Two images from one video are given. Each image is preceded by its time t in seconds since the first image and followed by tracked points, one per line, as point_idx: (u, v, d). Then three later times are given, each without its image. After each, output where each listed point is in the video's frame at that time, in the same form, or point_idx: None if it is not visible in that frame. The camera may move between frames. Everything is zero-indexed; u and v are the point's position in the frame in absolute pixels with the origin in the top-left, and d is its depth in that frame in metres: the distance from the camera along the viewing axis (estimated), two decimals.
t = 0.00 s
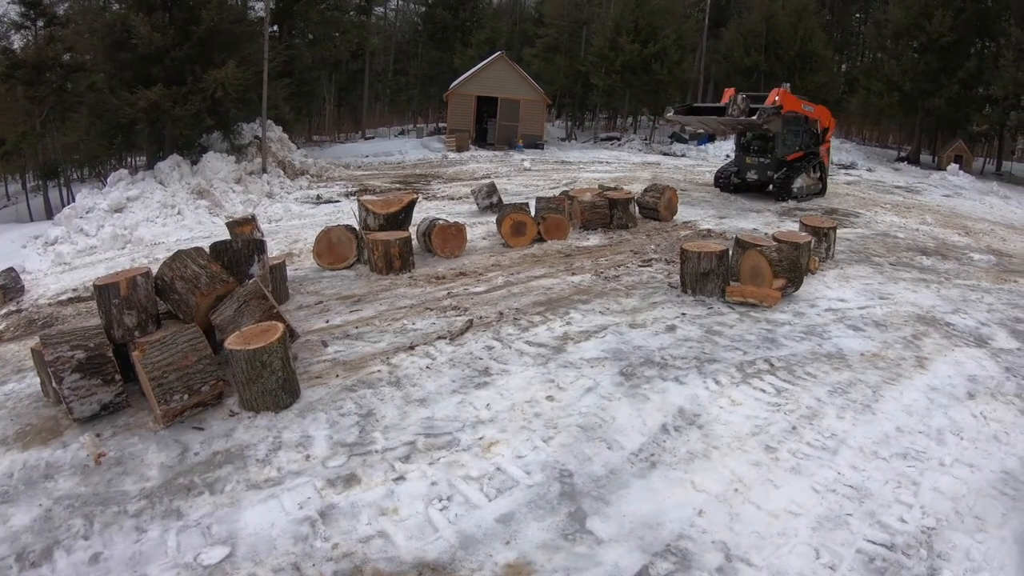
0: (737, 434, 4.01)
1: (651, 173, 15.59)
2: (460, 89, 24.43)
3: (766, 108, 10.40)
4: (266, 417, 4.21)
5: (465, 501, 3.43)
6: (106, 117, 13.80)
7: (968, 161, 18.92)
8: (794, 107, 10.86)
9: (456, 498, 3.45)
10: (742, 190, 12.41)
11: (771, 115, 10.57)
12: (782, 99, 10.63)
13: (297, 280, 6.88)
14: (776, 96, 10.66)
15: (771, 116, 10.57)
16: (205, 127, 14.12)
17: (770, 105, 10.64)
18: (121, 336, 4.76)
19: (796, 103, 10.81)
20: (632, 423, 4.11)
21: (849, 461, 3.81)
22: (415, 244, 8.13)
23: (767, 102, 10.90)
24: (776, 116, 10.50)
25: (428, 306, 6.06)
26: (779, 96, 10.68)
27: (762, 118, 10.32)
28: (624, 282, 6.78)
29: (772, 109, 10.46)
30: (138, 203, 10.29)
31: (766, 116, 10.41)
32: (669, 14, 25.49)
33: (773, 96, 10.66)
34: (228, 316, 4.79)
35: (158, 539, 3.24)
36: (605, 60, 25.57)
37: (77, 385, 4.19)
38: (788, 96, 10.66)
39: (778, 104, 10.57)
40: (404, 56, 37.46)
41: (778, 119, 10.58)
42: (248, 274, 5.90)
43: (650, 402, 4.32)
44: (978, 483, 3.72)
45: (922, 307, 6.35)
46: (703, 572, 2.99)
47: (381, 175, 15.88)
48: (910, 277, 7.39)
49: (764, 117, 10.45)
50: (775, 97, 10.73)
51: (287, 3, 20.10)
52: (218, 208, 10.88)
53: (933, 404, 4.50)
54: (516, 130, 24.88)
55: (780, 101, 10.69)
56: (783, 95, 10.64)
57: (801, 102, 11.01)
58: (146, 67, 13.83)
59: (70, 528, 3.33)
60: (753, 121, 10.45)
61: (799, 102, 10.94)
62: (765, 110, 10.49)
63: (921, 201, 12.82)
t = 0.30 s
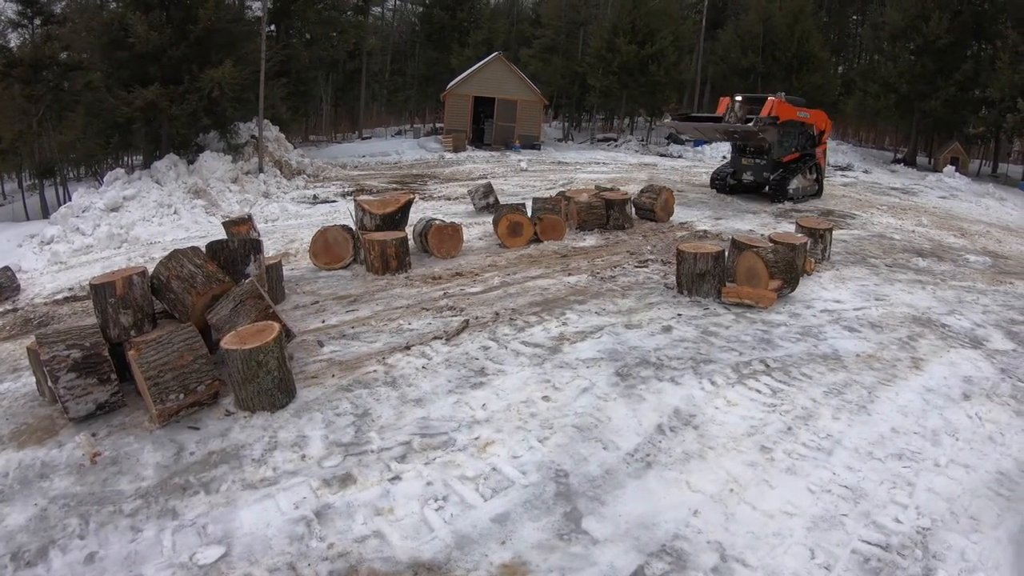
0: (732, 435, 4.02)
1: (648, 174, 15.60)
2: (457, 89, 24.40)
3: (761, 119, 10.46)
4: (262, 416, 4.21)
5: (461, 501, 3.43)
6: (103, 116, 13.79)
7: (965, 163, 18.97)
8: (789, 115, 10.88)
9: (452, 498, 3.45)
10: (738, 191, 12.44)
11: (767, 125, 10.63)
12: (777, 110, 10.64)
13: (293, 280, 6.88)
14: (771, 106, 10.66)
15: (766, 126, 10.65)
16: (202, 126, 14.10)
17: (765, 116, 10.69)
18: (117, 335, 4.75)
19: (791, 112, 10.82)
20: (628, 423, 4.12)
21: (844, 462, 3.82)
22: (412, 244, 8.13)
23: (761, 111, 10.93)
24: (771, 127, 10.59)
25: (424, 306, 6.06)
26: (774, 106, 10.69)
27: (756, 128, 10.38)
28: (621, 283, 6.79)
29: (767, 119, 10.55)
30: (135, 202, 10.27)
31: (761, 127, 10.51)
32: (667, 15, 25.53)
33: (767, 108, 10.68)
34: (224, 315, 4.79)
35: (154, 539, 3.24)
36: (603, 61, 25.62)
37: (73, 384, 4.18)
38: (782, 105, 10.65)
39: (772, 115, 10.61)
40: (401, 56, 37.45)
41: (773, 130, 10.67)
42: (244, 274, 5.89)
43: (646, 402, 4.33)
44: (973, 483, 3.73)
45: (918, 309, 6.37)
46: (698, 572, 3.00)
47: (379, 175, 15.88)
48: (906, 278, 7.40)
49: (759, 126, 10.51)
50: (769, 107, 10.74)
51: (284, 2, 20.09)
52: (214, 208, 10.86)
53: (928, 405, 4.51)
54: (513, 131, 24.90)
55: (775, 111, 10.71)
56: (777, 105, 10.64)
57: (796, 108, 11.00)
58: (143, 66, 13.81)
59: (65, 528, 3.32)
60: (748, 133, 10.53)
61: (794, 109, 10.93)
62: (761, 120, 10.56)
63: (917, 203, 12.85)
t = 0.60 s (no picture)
0: (730, 435, 4.02)
1: (646, 174, 15.61)
2: (455, 89, 24.37)
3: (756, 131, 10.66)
4: (260, 417, 4.20)
5: (459, 501, 3.44)
6: (100, 116, 13.74)
7: (962, 163, 19.01)
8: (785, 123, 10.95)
9: (449, 498, 3.45)
10: (735, 190, 12.43)
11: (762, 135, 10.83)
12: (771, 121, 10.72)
13: (290, 280, 6.87)
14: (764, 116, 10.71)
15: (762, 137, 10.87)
16: (199, 126, 14.08)
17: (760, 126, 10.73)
18: (114, 335, 4.74)
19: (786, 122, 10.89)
20: (626, 423, 4.12)
21: (841, 462, 3.83)
22: (409, 244, 8.13)
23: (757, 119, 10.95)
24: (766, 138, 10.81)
25: (421, 306, 6.06)
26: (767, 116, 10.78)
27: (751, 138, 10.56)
28: (618, 283, 6.79)
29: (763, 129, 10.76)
30: (133, 202, 10.27)
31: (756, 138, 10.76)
32: (664, 15, 25.55)
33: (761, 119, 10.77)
34: (221, 315, 4.78)
35: (151, 540, 3.23)
36: (600, 61, 25.65)
37: (69, 385, 4.17)
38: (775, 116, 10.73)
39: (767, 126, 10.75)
40: (398, 56, 37.39)
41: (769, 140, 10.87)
42: (241, 274, 5.88)
43: (643, 403, 4.33)
44: (970, 483, 3.74)
45: (915, 309, 6.39)
46: (696, 572, 3.00)
47: (376, 175, 15.87)
48: (903, 278, 7.42)
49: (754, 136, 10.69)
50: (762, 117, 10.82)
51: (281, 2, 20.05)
52: (211, 208, 10.85)
53: (925, 405, 4.52)
54: (510, 131, 24.91)
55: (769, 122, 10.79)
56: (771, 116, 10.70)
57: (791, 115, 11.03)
58: (140, 65, 13.80)
59: (62, 528, 3.32)
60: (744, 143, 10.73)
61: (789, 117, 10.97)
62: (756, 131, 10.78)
63: (914, 203, 12.89)
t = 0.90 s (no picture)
0: (729, 435, 4.02)
1: (644, 173, 15.61)
2: (453, 89, 24.35)
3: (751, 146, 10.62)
4: (258, 416, 4.19)
5: (457, 500, 3.43)
6: (98, 114, 13.70)
7: (960, 164, 19.03)
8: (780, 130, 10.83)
9: (448, 497, 3.45)
10: (733, 190, 12.44)
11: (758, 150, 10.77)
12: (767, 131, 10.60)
13: (289, 279, 6.86)
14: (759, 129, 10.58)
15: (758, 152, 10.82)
16: (198, 124, 14.05)
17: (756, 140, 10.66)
18: (112, 333, 4.73)
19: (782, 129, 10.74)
20: (625, 422, 4.12)
21: (840, 461, 3.83)
22: (408, 243, 8.12)
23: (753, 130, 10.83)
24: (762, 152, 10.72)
25: (420, 305, 6.05)
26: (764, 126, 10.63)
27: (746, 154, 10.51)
28: (617, 282, 6.79)
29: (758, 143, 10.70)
30: (131, 200, 10.25)
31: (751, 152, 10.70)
32: (663, 15, 25.53)
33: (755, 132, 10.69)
34: (220, 314, 4.77)
35: (149, 539, 3.22)
36: (598, 61, 25.66)
37: (68, 383, 4.17)
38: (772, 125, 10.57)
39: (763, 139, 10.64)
40: (397, 55, 37.35)
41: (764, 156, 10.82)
42: (240, 273, 5.87)
43: (642, 402, 4.33)
44: (969, 483, 3.74)
45: (913, 309, 6.39)
46: (695, 571, 3.00)
47: (374, 174, 15.85)
48: (902, 278, 7.43)
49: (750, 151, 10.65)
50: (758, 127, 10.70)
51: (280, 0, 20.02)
52: (210, 206, 10.83)
53: (924, 405, 4.52)
54: (509, 130, 24.90)
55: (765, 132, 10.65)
56: (765, 127, 10.58)
57: (787, 122, 10.94)
58: (138, 64, 13.77)
59: (60, 527, 3.31)
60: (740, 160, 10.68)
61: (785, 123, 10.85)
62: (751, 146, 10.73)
63: (913, 204, 12.90)
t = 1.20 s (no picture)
0: (729, 433, 4.02)
1: (644, 172, 15.60)
2: (454, 87, 24.34)
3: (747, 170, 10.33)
4: (258, 413, 4.19)
5: (457, 497, 3.43)
6: (98, 111, 13.68)
7: (961, 164, 19.02)
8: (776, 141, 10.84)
9: (448, 495, 3.45)
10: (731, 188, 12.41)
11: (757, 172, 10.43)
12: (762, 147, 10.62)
13: (289, 276, 6.86)
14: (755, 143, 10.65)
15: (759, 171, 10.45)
16: (198, 122, 14.04)
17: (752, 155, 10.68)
18: (112, 330, 4.71)
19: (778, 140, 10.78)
20: (625, 421, 4.12)
21: (840, 461, 3.83)
22: (408, 241, 8.11)
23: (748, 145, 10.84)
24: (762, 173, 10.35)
25: (420, 303, 6.05)
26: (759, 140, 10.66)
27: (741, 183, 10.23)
28: (617, 281, 6.79)
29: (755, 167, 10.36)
30: (130, 197, 10.24)
31: (749, 176, 10.39)
32: (664, 13, 25.50)
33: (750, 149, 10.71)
34: (220, 311, 4.77)
35: (148, 536, 3.22)
36: (599, 59, 25.65)
37: (67, 380, 4.16)
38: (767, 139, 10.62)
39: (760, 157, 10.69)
40: (398, 53, 37.33)
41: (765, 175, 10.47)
42: (240, 270, 5.87)
43: (642, 400, 4.33)
44: (969, 483, 3.74)
45: (913, 309, 6.39)
46: (695, 570, 3.00)
47: (374, 172, 15.86)
48: (902, 278, 7.42)
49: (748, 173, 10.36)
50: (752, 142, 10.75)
51: None
52: (210, 203, 10.81)
53: (924, 404, 4.52)
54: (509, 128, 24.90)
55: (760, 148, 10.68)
56: (759, 141, 10.60)
57: (784, 132, 10.85)
58: (138, 60, 13.75)
59: (59, 524, 3.31)
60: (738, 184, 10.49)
61: (781, 133, 10.81)
62: (749, 170, 10.39)
63: (913, 204, 12.90)
